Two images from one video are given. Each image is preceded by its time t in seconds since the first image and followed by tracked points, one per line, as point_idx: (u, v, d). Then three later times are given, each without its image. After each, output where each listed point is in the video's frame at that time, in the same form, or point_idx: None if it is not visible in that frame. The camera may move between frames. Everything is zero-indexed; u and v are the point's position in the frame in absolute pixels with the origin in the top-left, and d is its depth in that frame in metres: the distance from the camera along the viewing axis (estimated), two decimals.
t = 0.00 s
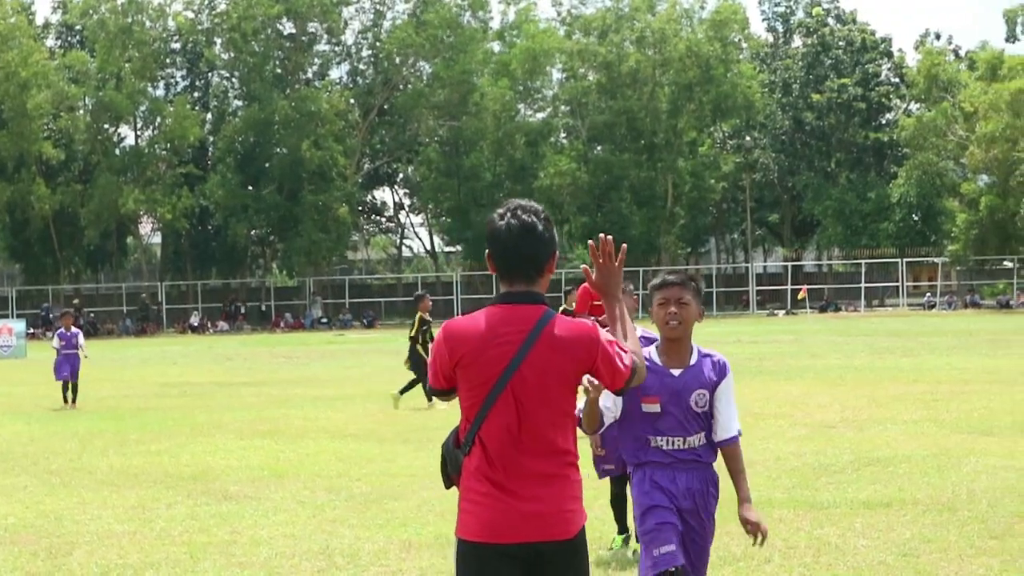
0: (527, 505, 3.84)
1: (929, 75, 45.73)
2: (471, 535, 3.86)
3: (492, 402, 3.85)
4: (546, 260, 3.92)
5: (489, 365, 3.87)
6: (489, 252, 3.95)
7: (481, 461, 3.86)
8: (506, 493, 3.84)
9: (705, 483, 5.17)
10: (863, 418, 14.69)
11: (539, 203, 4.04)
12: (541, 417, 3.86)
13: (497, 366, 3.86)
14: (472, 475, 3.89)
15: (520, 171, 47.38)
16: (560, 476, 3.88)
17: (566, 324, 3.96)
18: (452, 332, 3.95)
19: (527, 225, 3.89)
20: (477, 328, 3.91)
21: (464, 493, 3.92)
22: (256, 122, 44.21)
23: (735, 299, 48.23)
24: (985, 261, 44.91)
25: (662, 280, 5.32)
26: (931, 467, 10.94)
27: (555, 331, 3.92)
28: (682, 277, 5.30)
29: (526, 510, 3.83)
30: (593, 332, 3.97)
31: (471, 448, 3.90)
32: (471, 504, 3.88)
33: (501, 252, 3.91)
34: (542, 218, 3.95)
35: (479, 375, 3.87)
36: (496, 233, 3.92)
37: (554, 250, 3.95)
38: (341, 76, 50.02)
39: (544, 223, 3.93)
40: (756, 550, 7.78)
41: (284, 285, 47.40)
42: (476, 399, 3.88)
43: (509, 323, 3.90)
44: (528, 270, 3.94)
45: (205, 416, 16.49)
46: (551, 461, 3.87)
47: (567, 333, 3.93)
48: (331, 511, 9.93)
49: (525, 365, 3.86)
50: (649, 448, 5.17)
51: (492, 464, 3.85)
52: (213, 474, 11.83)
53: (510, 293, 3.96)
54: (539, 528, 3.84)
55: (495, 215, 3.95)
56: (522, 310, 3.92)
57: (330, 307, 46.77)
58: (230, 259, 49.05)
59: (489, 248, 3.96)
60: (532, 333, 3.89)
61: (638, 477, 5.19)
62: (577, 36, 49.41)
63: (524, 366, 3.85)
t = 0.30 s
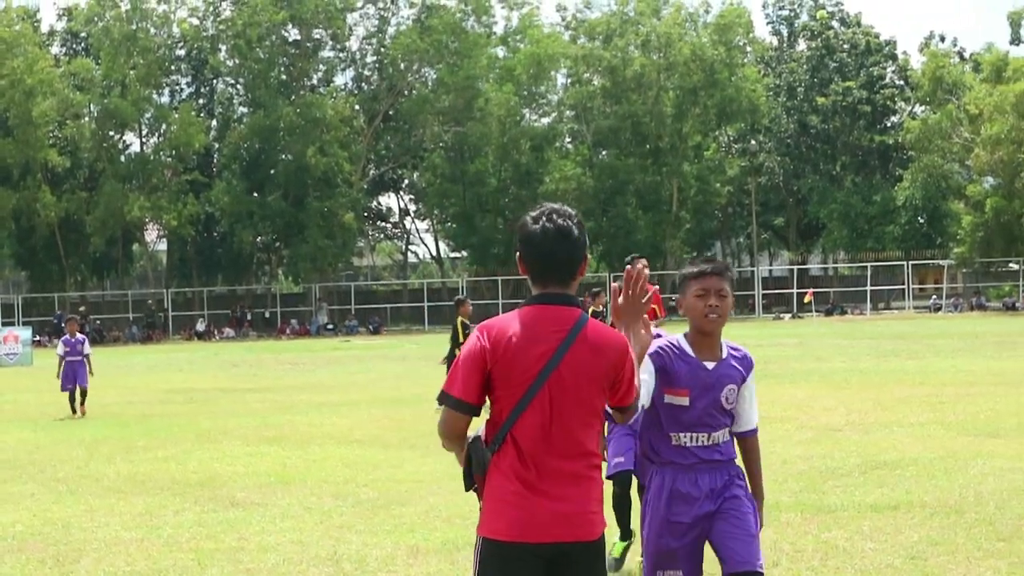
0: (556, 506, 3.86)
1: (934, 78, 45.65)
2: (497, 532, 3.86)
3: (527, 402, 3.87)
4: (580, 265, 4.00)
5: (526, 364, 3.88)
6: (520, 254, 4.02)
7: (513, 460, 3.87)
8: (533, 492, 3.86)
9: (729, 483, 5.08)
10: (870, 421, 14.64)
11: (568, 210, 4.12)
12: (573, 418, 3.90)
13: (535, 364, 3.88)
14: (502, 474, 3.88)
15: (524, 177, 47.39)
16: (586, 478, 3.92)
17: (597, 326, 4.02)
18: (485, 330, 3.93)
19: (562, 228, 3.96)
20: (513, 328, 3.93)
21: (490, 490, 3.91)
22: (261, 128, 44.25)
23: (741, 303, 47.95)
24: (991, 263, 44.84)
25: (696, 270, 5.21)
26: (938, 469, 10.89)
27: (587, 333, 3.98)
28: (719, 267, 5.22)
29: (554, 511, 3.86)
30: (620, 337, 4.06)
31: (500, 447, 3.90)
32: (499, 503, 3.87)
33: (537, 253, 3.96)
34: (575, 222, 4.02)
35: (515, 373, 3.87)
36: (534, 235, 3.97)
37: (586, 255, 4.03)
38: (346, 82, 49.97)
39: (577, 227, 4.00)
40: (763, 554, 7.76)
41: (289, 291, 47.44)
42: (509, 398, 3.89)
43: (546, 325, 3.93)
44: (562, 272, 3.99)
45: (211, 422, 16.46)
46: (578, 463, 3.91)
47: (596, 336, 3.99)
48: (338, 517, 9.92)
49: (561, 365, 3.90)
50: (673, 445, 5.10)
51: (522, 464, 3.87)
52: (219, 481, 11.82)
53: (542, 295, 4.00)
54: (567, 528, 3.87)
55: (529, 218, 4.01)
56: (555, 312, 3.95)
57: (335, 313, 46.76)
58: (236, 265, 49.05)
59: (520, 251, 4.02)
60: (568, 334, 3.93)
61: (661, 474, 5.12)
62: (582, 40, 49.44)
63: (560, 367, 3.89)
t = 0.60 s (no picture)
0: (553, 509, 3.91)
1: (922, 84, 45.77)
2: (497, 539, 3.87)
3: (526, 408, 3.89)
4: (565, 268, 4.04)
5: (522, 370, 3.90)
6: (506, 259, 4.02)
7: (512, 465, 3.89)
8: (529, 496, 3.89)
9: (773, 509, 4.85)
10: (858, 427, 14.70)
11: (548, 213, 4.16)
12: (568, 423, 3.96)
13: (532, 369, 3.91)
14: (500, 480, 3.90)
15: (513, 182, 47.63)
16: (579, 479, 3.98)
17: (584, 328, 4.08)
18: (479, 337, 3.92)
19: (550, 232, 4.01)
20: (508, 332, 3.93)
21: (484, 494, 3.92)
22: (249, 133, 44.26)
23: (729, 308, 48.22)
24: (979, 269, 45.01)
25: (744, 283, 4.91)
26: (925, 475, 10.95)
27: (577, 338, 4.02)
28: (768, 279, 4.94)
29: (553, 514, 3.90)
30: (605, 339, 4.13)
31: (496, 453, 3.91)
32: (499, 511, 3.89)
33: (525, 260, 3.98)
34: (558, 226, 4.07)
35: (515, 379, 3.89)
36: (520, 241, 3.99)
37: (569, 258, 4.08)
38: (334, 87, 49.91)
39: (563, 230, 4.05)
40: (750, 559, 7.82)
41: (277, 296, 47.41)
42: (506, 407, 3.89)
43: (541, 331, 3.95)
44: (549, 276, 4.03)
45: (199, 427, 16.45)
46: (572, 465, 3.97)
47: (585, 340, 4.05)
48: (326, 521, 9.93)
49: (557, 370, 3.94)
50: (713, 470, 4.84)
51: (519, 469, 3.90)
52: (206, 486, 11.83)
53: (530, 300, 4.01)
54: (563, 532, 3.92)
55: (514, 222, 4.03)
56: (547, 316, 3.99)
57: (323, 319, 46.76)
58: (224, 269, 49.00)
59: (505, 256, 4.03)
60: (562, 339, 3.98)
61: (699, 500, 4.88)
62: (570, 45, 49.64)
63: (555, 372, 3.93)
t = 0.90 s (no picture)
0: (512, 514, 4.00)
1: (888, 90, 46.18)
2: (458, 543, 3.96)
3: (484, 413, 3.96)
4: (525, 273, 4.10)
5: (481, 377, 3.97)
6: (467, 264, 4.07)
7: (470, 468, 3.97)
8: (487, 501, 3.98)
9: (788, 530, 4.56)
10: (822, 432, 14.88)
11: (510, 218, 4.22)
12: (527, 428, 4.03)
13: (490, 374, 3.98)
14: (458, 484, 3.99)
15: (479, 186, 47.69)
16: (538, 484, 4.07)
17: (544, 333, 4.14)
18: (439, 342, 3.99)
19: (510, 238, 4.06)
20: (467, 337, 4.01)
21: (443, 499, 4.00)
22: (215, 136, 44.07)
23: (695, 313, 48.48)
24: (943, 275, 45.46)
25: (742, 295, 4.55)
26: (890, 481, 11.12)
27: (537, 342, 4.09)
28: (769, 289, 4.57)
29: (512, 519, 4.00)
30: (566, 344, 4.20)
31: (454, 457, 3.99)
32: (457, 515, 3.98)
33: (486, 265, 4.04)
34: (520, 232, 4.12)
35: (474, 384, 3.96)
36: (481, 246, 4.05)
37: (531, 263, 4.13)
38: (301, 89, 49.74)
39: (524, 236, 4.11)
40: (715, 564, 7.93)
41: (243, 299, 47.23)
42: (465, 411, 3.96)
43: (500, 335, 4.03)
44: (509, 280, 4.08)
45: (164, 430, 16.42)
46: (531, 470, 4.05)
47: (545, 345, 4.11)
48: (291, 525, 9.97)
49: (516, 375, 4.01)
50: (727, 495, 4.51)
51: (477, 474, 3.98)
52: (171, 489, 11.83)
53: (489, 305, 4.08)
54: (520, 535, 4.00)
55: (475, 228, 4.08)
56: (508, 320, 4.06)
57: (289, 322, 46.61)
58: (190, 272, 48.76)
59: (467, 261, 4.08)
60: (520, 345, 4.05)
61: (715, 528, 4.54)
62: (538, 50, 49.97)
63: (513, 377, 4.00)
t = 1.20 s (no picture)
0: (483, 518, 4.05)
1: (864, 93, 46.49)
2: (427, 547, 4.03)
3: (455, 418, 4.01)
4: (499, 277, 4.14)
5: (452, 381, 4.01)
6: (440, 268, 4.13)
7: (440, 472, 4.03)
8: (457, 505, 4.03)
9: (816, 537, 4.15)
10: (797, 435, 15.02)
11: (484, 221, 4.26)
12: (500, 432, 4.07)
13: (461, 379, 4.02)
14: (429, 487, 4.04)
15: (454, 189, 47.63)
16: (511, 488, 4.12)
17: (517, 336, 4.19)
18: (411, 346, 4.04)
19: (482, 241, 4.10)
20: (438, 342, 4.06)
21: (415, 503, 4.06)
22: (190, 139, 43.91)
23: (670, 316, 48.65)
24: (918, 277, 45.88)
25: (753, 285, 4.13)
26: (864, 484, 11.24)
27: (510, 346, 4.14)
28: (780, 276, 4.17)
29: (482, 523, 4.04)
30: (541, 347, 4.24)
31: (425, 461, 4.05)
32: (428, 518, 4.03)
33: (458, 269, 4.09)
34: (494, 236, 4.15)
35: (444, 389, 4.01)
36: (453, 250, 4.09)
37: (504, 266, 4.16)
38: (277, 92, 49.67)
39: (497, 240, 4.14)
40: (690, 566, 8.02)
41: (218, 303, 47.14)
42: (435, 416, 4.02)
43: (472, 339, 4.08)
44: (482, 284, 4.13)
45: (138, 434, 16.40)
46: (503, 475, 4.09)
47: (518, 349, 4.16)
48: (266, 528, 10.00)
49: (487, 380, 4.05)
50: (746, 504, 4.09)
51: (448, 478, 4.03)
52: (147, 493, 11.85)
53: (462, 308, 4.13)
54: (491, 540, 4.05)
55: (448, 233, 4.13)
56: (480, 325, 4.11)
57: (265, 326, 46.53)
58: (165, 276, 48.57)
59: (439, 264, 4.13)
60: (492, 349, 4.10)
61: (734, 539, 4.12)
62: (515, 53, 50.22)
63: (484, 381, 4.04)
